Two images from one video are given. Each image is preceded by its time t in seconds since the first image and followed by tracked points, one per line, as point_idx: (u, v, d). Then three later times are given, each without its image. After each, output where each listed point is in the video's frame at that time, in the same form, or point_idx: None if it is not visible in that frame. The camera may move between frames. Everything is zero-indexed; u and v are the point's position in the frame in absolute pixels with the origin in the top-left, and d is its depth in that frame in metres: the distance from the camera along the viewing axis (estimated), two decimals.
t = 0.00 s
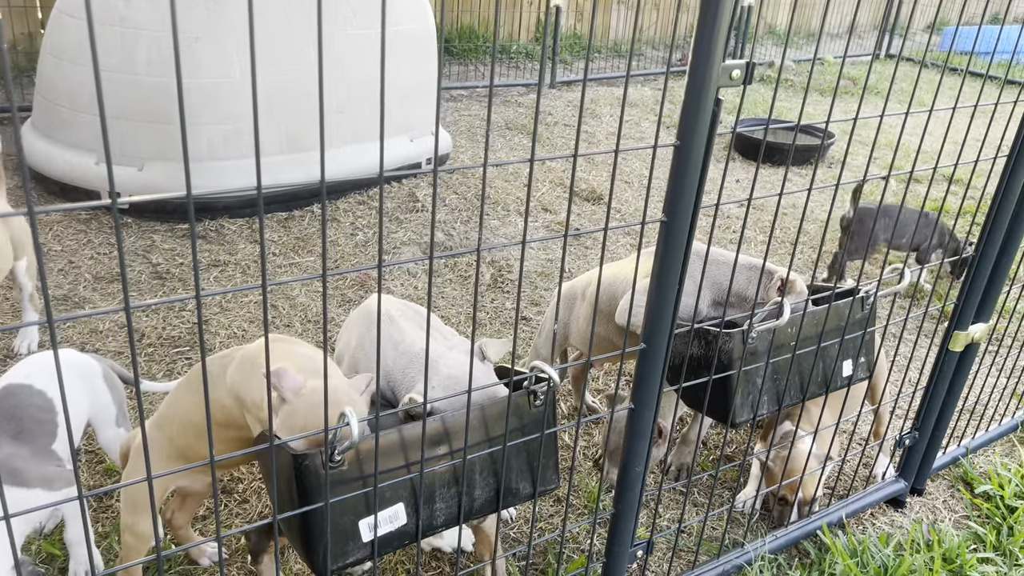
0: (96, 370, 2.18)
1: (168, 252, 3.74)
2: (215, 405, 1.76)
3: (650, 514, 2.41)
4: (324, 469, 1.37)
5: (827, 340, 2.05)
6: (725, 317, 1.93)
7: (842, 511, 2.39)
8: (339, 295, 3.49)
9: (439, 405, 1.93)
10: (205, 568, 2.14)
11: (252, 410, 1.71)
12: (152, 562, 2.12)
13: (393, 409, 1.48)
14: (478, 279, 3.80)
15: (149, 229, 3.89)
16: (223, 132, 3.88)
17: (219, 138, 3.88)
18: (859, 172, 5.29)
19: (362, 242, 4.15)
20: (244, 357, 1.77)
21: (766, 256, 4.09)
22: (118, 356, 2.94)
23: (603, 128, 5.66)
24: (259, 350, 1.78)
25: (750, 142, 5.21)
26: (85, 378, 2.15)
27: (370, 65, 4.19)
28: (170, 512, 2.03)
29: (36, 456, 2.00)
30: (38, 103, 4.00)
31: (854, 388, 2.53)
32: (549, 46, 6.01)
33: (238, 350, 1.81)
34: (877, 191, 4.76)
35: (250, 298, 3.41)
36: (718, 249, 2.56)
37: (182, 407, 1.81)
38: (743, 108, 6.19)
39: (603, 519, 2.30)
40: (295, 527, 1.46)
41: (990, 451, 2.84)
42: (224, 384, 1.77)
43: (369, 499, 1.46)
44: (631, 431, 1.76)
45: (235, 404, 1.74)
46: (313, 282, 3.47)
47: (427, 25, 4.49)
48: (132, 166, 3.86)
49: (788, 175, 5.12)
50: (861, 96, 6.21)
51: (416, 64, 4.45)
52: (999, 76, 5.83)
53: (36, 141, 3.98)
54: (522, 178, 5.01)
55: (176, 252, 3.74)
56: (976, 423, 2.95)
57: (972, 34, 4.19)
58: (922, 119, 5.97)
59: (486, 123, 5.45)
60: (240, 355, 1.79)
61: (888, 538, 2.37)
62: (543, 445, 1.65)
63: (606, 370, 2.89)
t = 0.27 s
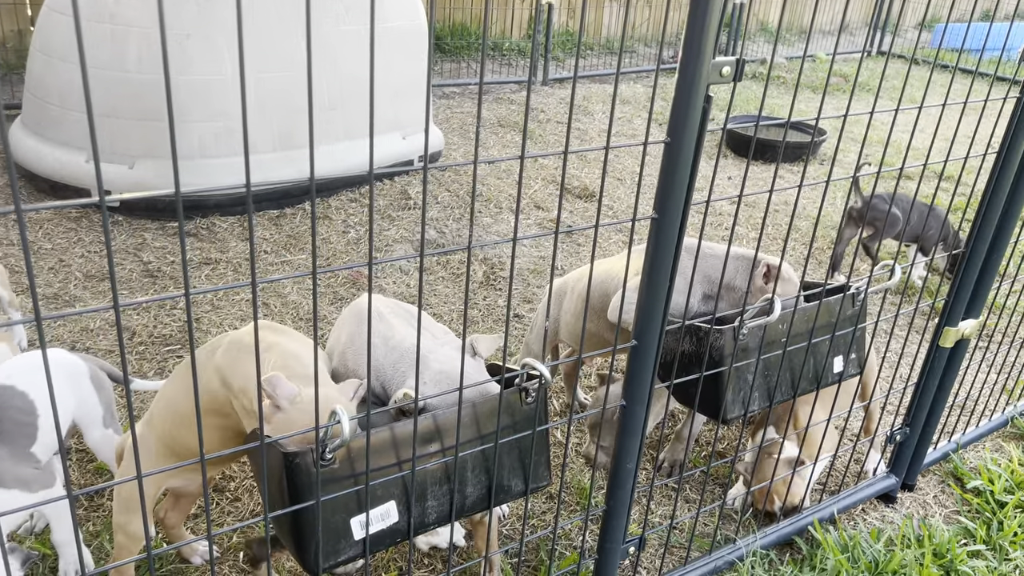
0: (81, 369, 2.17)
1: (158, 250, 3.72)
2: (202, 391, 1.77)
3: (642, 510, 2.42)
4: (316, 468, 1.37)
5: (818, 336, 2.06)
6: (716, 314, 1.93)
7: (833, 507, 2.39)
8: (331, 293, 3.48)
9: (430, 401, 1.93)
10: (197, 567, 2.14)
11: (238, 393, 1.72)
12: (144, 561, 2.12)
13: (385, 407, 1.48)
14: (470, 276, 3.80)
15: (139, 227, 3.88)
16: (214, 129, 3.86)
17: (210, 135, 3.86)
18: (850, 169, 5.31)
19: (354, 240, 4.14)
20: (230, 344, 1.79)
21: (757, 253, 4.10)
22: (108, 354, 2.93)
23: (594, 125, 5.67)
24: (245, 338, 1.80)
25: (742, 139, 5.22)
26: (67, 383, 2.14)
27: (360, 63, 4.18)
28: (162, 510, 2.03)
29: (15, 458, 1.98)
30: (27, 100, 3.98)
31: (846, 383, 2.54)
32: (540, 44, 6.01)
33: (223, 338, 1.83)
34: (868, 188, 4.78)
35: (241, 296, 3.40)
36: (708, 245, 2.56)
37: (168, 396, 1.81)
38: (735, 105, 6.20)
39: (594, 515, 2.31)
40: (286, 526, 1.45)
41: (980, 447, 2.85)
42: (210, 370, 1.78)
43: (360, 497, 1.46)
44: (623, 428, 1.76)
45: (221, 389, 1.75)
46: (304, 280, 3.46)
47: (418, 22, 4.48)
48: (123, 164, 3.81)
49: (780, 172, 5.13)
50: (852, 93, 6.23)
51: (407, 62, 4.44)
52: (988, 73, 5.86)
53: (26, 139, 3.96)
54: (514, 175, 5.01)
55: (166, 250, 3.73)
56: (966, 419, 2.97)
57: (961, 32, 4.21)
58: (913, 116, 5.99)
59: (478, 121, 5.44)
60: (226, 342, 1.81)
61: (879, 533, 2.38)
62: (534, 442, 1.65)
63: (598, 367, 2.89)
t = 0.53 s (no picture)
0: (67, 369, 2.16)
1: (156, 249, 3.72)
2: (202, 396, 1.76)
3: (640, 508, 2.42)
4: (316, 466, 1.37)
5: (816, 335, 2.06)
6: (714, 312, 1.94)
7: (831, 504, 2.40)
8: (329, 292, 3.48)
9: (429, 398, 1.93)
10: (196, 565, 2.14)
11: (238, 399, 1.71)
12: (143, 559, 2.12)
13: (385, 405, 1.48)
14: (468, 275, 3.80)
15: (137, 226, 3.87)
16: (212, 128, 3.86)
17: (208, 134, 3.86)
18: (848, 168, 5.31)
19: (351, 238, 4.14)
20: (231, 346, 1.77)
21: (755, 251, 4.11)
22: (107, 353, 2.93)
23: (592, 124, 5.68)
24: (246, 339, 1.77)
25: (739, 138, 5.23)
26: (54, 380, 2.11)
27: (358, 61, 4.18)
28: (161, 509, 2.03)
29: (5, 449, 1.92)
30: (26, 100, 3.98)
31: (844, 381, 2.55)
32: (538, 43, 6.01)
33: (224, 339, 1.80)
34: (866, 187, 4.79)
35: (239, 295, 3.40)
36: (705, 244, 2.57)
37: (167, 400, 1.80)
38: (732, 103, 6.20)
39: (593, 513, 2.31)
40: (286, 524, 1.46)
41: (977, 444, 2.86)
42: (209, 374, 1.77)
43: (360, 495, 1.46)
44: (622, 426, 1.77)
45: (222, 394, 1.74)
46: (302, 279, 3.46)
47: (416, 21, 4.48)
48: (121, 163, 3.82)
49: (777, 171, 5.14)
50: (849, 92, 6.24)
51: (405, 61, 4.44)
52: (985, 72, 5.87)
53: (24, 138, 3.95)
54: (512, 174, 5.01)
55: (164, 249, 3.73)
56: (963, 417, 2.98)
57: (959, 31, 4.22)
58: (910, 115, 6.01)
59: (476, 120, 5.44)
60: (226, 343, 1.78)
61: (877, 531, 2.39)
62: (534, 440, 1.65)
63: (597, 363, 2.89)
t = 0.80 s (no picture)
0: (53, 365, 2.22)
1: (158, 251, 3.73)
2: (207, 403, 1.77)
3: (643, 510, 2.42)
4: (320, 469, 1.37)
5: (819, 337, 2.06)
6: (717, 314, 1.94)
7: (834, 507, 2.40)
8: (331, 294, 3.49)
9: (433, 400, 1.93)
10: (199, 567, 2.14)
11: (244, 404, 1.72)
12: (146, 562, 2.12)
13: (389, 408, 1.48)
14: (470, 276, 3.80)
15: (139, 228, 3.88)
16: (215, 129, 3.86)
17: (210, 135, 3.87)
18: (850, 169, 5.32)
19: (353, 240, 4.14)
20: (235, 352, 1.79)
21: (757, 253, 4.11)
22: (110, 354, 2.94)
23: (594, 125, 5.68)
24: (249, 345, 1.79)
25: (742, 139, 5.23)
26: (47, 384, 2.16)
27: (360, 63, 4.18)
28: (164, 511, 2.03)
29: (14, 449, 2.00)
30: (28, 101, 3.99)
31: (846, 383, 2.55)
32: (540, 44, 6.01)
33: (228, 346, 1.82)
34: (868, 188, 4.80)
35: (242, 296, 3.41)
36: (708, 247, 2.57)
37: (171, 406, 1.81)
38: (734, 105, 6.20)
39: (596, 515, 2.32)
40: (290, 527, 1.46)
41: (980, 447, 2.86)
42: (213, 380, 1.78)
43: (364, 498, 1.46)
44: (624, 428, 1.77)
45: (227, 400, 1.75)
46: (304, 281, 3.47)
47: (418, 22, 4.48)
48: (123, 164, 3.82)
49: (780, 172, 5.14)
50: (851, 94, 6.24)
51: (408, 62, 4.44)
52: (988, 74, 5.87)
53: (27, 139, 3.96)
54: (515, 175, 5.01)
55: (166, 251, 3.74)
56: (965, 419, 2.98)
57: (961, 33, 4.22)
58: (912, 116, 6.00)
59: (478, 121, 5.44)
60: (230, 350, 1.80)
61: (879, 534, 2.39)
62: (537, 443, 1.66)
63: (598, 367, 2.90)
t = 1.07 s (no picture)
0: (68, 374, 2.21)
1: (165, 249, 3.74)
2: (220, 402, 1.79)
3: (648, 507, 2.43)
4: (331, 463, 1.39)
5: (824, 335, 2.07)
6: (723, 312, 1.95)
7: (839, 504, 2.41)
8: (337, 293, 3.50)
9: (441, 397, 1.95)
10: (208, 562, 2.16)
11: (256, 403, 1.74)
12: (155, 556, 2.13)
13: (398, 403, 1.50)
14: (475, 276, 3.81)
15: (146, 227, 3.90)
16: (221, 128, 3.88)
17: (216, 134, 3.88)
18: (854, 170, 5.33)
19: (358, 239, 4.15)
20: (247, 350, 1.81)
21: (761, 253, 4.12)
22: (118, 352, 2.95)
23: (598, 125, 5.69)
24: (260, 345, 1.82)
25: (746, 140, 5.23)
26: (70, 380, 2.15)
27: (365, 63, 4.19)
28: (173, 507, 2.04)
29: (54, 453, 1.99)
30: (36, 101, 4.01)
31: (851, 382, 2.56)
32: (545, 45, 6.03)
33: (240, 345, 1.85)
34: (873, 188, 4.81)
35: (249, 295, 3.42)
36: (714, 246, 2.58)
37: (183, 405, 1.82)
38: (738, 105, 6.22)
39: (601, 513, 2.33)
40: (301, 521, 1.47)
41: (984, 445, 2.87)
42: (226, 379, 1.80)
43: (374, 492, 1.48)
44: (631, 425, 1.78)
45: (239, 400, 1.77)
46: (310, 279, 3.48)
47: (423, 23, 4.50)
48: (130, 163, 3.84)
49: (784, 172, 5.15)
50: (855, 94, 6.25)
51: (413, 62, 4.46)
52: (992, 74, 5.87)
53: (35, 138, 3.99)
54: (519, 175, 5.03)
55: (172, 249, 3.75)
56: (970, 418, 2.99)
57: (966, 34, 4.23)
58: (916, 116, 6.01)
59: (483, 120, 5.45)
60: (242, 349, 1.82)
61: (884, 531, 2.40)
62: (545, 439, 1.67)
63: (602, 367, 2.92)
